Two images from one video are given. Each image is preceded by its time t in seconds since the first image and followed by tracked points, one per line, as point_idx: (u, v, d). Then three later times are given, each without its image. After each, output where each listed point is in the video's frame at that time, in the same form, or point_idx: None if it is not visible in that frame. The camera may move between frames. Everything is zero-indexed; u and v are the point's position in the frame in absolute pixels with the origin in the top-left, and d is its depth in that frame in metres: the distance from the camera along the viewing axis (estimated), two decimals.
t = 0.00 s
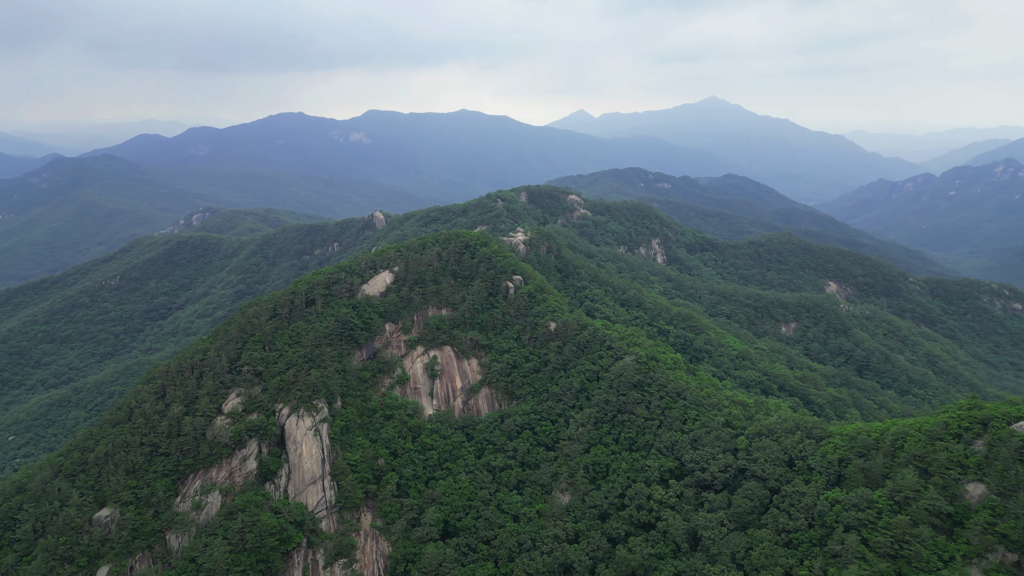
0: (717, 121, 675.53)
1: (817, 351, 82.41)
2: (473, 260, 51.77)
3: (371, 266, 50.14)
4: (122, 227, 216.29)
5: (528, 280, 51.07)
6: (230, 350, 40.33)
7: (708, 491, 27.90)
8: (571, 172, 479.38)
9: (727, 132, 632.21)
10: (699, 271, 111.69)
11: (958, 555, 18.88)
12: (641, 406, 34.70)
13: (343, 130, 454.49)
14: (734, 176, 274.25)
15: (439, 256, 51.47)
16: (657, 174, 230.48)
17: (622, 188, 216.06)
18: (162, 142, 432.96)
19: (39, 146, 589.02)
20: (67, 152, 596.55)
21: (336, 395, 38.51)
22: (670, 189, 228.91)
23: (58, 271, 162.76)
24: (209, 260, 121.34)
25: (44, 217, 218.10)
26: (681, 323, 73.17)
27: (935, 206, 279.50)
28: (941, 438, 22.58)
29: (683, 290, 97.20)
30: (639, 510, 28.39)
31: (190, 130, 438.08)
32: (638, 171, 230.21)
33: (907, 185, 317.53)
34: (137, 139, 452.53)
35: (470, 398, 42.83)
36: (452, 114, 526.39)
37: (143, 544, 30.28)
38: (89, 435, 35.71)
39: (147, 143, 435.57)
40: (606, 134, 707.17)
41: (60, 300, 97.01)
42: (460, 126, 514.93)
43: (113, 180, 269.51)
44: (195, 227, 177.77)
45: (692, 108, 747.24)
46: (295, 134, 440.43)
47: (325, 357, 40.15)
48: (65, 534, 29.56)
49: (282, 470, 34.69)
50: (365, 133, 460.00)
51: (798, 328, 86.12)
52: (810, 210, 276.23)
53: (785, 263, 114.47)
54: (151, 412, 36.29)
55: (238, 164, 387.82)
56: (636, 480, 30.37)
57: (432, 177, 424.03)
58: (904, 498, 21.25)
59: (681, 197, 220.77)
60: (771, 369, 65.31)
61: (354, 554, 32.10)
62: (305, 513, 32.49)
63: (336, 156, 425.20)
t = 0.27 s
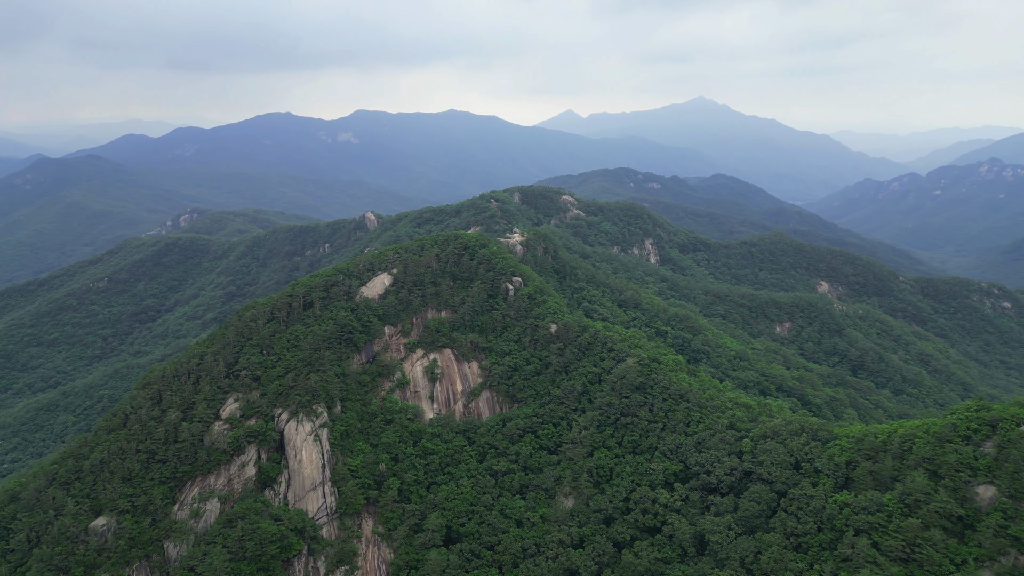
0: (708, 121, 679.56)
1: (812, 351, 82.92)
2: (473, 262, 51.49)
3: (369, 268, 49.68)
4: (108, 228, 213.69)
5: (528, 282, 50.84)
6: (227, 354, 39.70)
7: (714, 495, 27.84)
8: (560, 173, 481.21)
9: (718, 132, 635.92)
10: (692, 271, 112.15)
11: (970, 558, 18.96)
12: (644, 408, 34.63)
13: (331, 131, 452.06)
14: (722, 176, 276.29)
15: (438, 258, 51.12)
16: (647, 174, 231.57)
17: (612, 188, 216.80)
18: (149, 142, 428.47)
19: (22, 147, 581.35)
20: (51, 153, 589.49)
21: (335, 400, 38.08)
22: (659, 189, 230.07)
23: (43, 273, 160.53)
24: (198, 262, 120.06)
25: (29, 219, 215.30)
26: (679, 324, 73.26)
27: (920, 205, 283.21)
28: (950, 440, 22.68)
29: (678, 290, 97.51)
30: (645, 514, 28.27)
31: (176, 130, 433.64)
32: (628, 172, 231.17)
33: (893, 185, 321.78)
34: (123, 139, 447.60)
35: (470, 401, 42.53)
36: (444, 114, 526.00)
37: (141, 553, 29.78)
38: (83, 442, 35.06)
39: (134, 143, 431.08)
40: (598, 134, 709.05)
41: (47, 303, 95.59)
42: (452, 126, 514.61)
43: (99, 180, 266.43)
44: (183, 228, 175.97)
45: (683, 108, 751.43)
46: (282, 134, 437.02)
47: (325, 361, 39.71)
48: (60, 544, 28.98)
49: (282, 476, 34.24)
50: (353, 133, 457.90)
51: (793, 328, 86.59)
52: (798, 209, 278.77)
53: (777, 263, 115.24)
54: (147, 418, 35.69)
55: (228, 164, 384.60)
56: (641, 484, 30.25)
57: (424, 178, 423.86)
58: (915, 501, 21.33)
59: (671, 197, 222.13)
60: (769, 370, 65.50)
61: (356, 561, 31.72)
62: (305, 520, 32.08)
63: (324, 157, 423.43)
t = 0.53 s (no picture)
0: (699, 121, 683.29)
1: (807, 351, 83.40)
2: (472, 263, 51.22)
3: (368, 270, 49.24)
4: (94, 229, 211.15)
5: (528, 283, 50.64)
6: (225, 359, 39.13)
7: (719, 499, 27.81)
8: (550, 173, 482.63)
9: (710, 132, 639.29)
10: (685, 271, 112.55)
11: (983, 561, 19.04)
12: (648, 411, 34.58)
13: (320, 131, 449.69)
14: (712, 176, 278.02)
15: (438, 260, 50.81)
16: (637, 174, 232.46)
17: (603, 188, 217.39)
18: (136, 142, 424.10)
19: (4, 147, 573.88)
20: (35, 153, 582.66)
21: (336, 405, 37.68)
22: (649, 189, 230.98)
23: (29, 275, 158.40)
24: (188, 264, 118.73)
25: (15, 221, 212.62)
26: (677, 325, 73.32)
27: (907, 204, 286.56)
28: (960, 442, 22.81)
29: (673, 291, 97.67)
30: (650, 518, 28.18)
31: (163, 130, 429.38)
32: (618, 172, 231.90)
33: (879, 184, 325.54)
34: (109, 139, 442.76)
35: (471, 404, 42.27)
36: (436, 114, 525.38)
37: (139, 562, 29.28)
38: (78, 449, 34.41)
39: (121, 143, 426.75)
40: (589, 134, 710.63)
41: (34, 306, 94.30)
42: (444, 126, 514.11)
43: (85, 181, 263.45)
44: (171, 229, 174.21)
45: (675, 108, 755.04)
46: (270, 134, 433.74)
47: (324, 365, 39.28)
48: (56, 554, 28.44)
49: (282, 482, 33.81)
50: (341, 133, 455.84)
51: (788, 328, 87.04)
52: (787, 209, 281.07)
53: (769, 262, 115.88)
54: (144, 424, 35.10)
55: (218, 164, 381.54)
56: (645, 488, 30.17)
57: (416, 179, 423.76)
58: (926, 504, 21.41)
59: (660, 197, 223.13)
60: (767, 370, 65.66)
61: (358, 568, 31.38)
62: (306, 527, 31.66)
63: (313, 158, 421.37)
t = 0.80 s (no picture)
0: (691, 122, 686.47)
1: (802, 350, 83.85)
2: (472, 265, 50.99)
3: (367, 272, 48.85)
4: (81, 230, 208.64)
5: (529, 284, 50.43)
6: (224, 362, 38.60)
7: (726, 502, 27.76)
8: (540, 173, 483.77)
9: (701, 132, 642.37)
10: (679, 271, 112.91)
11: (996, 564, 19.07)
12: (652, 413, 34.51)
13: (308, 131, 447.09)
14: (701, 176, 279.70)
15: (437, 261, 50.55)
16: (627, 174, 233.25)
17: (593, 188, 217.92)
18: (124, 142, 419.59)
19: None
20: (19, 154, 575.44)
21: (337, 409, 37.32)
22: (640, 189, 231.81)
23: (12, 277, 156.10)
24: (179, 265, 117.47)
25: None
26: (676, 326, 73.41)
27: (894, 204, 289.72)
28: (970, 444, 22.90)
29: (668, 291, 97.82)
30: (657, 521, 28.10)
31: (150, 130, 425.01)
32: (609, 172, 232.48)
33: (867, 184, 328.95)
34: (95, 139, 437.70)
35: (473, 407, 42.01)
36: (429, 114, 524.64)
37: (138, 571, 28.80)
38: (74, 455, 33.80)
39: (108, 143, 422.16)
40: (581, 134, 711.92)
41: (21, 309, 93.00)
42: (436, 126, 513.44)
43: (70, 182, 260.59)
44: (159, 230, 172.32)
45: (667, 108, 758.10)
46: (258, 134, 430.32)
47: (325, 369, 38.85)
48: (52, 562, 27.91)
49: (283, 488, 33.41)
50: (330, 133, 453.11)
51: (783, 328, 87.46)
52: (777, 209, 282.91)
53: (762, 262, 116.46)
54: (142, 429, 34.56)
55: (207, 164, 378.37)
56: (651, 491, 30.06)
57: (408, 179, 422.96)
58: (937, 507, 21.46)
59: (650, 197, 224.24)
60: (765, 370, 65.82)
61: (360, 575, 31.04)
62: (308, 535, 31.25)
63: (301, 158, 419.13)
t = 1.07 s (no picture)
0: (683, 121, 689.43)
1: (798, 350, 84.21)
2: (473, 266, 50.73)
3: (367, 274, 48.46)
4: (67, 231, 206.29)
5: (530, 286, 50.26)
6: (223, 367, 38.10)
7: (733, 505, 27.72)
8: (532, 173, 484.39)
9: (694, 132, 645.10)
10: (673, 271, 113.17)
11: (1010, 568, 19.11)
12: (656, 416, 34.45)
13: (297, 131, 444.49)
14: (691, 175, 281.03)
15: (438, 263, 50.28)
16: (618, 174, 233.98)
17: (584, 188, 218.28)
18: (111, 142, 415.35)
19: None
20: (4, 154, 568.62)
21: (338, 413, 36.94)
22: (630, 189, 232.48)
23: None
24: (169, 266, 116.09)
25: None
26: (674, 327, 73.48)
27: (882, 203, 292.73)
28: (981, 447, 22.98)
29: (664, 291, 97.93)
30: (664, 525, 27.99)
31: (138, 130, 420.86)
32: (600, 171, 232.98)
33: (855, 183, 332.05)
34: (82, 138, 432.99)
35: (475, 410, 41.74)
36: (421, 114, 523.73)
37: None
38: (70, 462, 33.19)
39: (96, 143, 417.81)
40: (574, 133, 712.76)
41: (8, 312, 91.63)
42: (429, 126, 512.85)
43: (56, 183, 257.88)
44: (147, 231, 170.55)
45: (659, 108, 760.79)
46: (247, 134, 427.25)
47: (326, 373, 38.43)
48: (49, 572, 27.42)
49: (284, 494, 33.01)
50: (318, 135, 451.04)
51: (778, 328, 87.85)
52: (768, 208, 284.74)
53: (755, 262, 116.92)
54: (140, 435, 34.01)
55: (196, 165, 375.44)
56: (657, 494, 29.98)
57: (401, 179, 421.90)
58: (948, 510, 21.50)
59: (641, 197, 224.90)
60: (764, 371, 65.98)
61: None
62: (310, 542, 30.87)
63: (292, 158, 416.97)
